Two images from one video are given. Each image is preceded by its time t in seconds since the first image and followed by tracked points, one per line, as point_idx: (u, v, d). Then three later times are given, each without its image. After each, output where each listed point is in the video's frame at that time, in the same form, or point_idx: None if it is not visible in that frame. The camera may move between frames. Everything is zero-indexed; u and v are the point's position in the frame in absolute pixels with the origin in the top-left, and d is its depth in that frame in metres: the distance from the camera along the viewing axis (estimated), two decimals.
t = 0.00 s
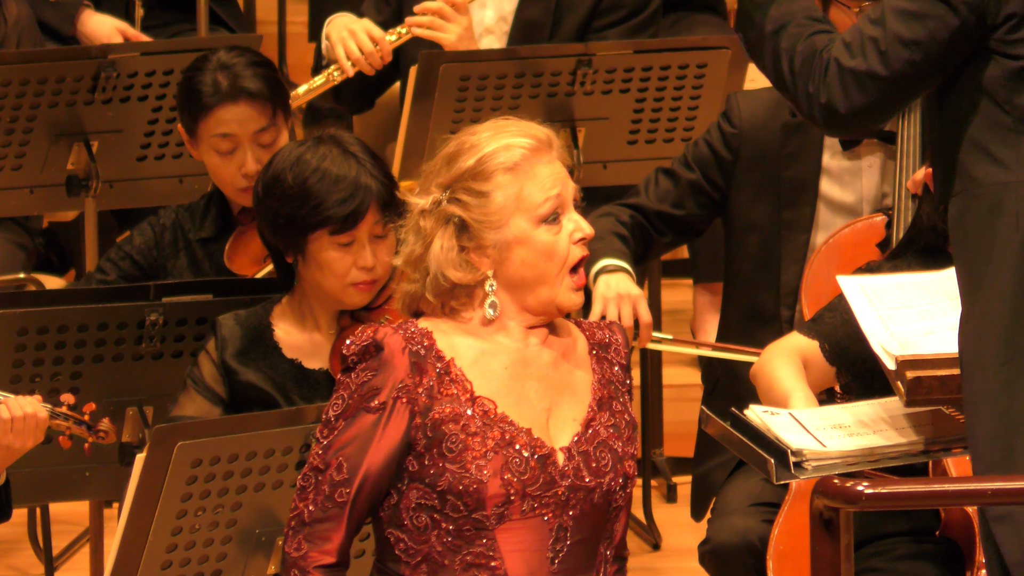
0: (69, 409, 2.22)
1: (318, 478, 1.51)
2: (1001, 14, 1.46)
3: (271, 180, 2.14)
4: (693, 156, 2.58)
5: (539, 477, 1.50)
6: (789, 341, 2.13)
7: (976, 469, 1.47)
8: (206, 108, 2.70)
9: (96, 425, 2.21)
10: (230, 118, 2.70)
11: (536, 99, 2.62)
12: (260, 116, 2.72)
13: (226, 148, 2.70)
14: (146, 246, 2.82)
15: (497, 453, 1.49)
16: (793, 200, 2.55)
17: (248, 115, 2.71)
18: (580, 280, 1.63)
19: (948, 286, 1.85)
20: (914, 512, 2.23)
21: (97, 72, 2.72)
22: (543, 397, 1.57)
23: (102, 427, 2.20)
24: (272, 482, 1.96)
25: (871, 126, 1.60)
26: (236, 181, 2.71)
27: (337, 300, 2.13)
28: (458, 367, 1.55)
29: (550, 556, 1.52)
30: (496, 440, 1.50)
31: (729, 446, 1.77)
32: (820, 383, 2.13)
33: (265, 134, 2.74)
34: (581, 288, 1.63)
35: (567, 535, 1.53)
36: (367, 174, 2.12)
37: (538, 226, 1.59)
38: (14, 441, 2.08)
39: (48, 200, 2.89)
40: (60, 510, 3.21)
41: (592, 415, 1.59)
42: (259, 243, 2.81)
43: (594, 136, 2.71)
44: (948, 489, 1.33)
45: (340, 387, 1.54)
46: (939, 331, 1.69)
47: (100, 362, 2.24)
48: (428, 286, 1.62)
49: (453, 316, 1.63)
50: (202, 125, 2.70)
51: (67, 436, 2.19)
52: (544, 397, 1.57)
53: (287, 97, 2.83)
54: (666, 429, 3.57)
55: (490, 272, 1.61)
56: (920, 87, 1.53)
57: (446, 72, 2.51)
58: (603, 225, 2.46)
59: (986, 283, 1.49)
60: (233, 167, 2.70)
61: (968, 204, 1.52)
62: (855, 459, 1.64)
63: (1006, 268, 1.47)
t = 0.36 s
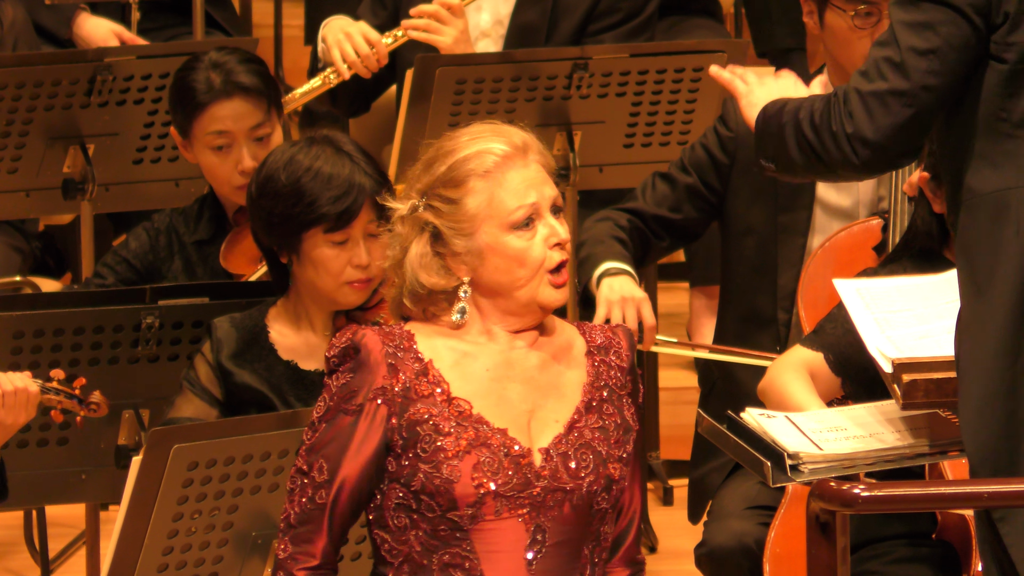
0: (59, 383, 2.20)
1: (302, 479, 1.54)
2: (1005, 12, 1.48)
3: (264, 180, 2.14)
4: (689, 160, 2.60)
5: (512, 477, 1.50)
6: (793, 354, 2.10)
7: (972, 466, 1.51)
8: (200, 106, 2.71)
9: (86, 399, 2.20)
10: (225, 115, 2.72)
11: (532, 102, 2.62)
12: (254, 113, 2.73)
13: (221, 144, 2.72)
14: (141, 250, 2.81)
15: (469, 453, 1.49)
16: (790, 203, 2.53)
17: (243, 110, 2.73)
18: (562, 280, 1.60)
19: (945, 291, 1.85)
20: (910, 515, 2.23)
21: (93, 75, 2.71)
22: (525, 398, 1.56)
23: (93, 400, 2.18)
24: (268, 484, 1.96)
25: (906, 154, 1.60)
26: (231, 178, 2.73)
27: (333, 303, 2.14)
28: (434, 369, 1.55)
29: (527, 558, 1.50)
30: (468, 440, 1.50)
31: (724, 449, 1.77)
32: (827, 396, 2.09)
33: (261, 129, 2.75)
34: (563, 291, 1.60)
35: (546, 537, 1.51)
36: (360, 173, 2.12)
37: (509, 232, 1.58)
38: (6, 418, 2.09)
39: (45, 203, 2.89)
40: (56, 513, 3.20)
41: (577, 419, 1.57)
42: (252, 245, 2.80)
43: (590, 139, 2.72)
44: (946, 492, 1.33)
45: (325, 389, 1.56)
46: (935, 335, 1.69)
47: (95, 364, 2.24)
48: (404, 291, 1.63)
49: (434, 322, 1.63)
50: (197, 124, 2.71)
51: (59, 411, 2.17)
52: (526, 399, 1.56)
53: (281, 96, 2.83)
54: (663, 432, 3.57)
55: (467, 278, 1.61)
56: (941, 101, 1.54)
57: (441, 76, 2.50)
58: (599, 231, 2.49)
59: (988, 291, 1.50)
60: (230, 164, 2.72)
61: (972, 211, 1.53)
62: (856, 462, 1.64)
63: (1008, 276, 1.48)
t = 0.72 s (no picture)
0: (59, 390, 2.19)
1: (285, 478, 1.56)
2: (1003, 10, 1.48)
3: (261, 181, 2.14)
4: (689, 164, 2.58)
5: (474, 477, 1.48)
6: (797, 365, 2.09)
7: (969, 467, 1.51)
8: (197, 108, 2.70)
9: (86, 406, 2.20)
10: (223, 117, 2.72)
11: (530, 103, 2.62)
12: (251, 116, 2.74)
13: (217, 147, 2.71)
14: (140, 253, 2.82)
15: (433, 450, 1.48)
16: (791, 206, 2.55)
17: (240, 114, 2.73)
18: (534, 281, 1.56)
19: (943, 292, 1.85)
20: (909, 517, 2.24)
21: (92, 77, 2.71)
22: (496, 398, 1.54)
23: (93, 406, 2.18)
24: (267, 486, 1.96)
25: (909, 152, 1.57)
26: (228, 181, 2.73)
27: (331, 306, 2.14)
28: (406, 368, 1.54)
29: (492, 559, 1.48)
30: (432, 438, 1.49)
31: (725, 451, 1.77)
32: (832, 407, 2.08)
33: (256, 132, 2.76)
34: (532, 291, 1.56)
35: (513, 538, 1.49)
36: (358, 175, 2.12)
37: (478, 233, 1.55)
38: (7, 424, 2.07)
39: (43, 205, 2.88)
40: (55, 514, 3.20)
41: (551, 421, 1.53)
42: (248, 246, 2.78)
43: (589, 140, 2.73)
44: (946, 494, 1.34)
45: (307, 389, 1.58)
46: (934, 336, 1.69)
47: (95, 366, 2.24)
48: (382, 286, 1.64)
49: (413, 320, 1.62)
50: (193, 126, 2.71)
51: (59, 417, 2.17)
52: (498, 399, 1.54)
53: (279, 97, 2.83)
54: (662, 434, 3.58)
55: (441, 274, 1.59)
56: (945, 101, 1.52)
57: (440, 77, 2.50)
58: (604, 240, 2.51)
59: (981, 290, 1.52)
60: (226, 167, 2.72)
61: (968, 212, 1.54)
62: (855, 464, 1.64)
63: (1002, 276, 1.49)
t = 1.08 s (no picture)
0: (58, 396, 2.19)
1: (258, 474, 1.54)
2: (997, 10, 1.48)
3: (265, 181, 2.14)
4: (689, 167, 2.59)
5: (426, 470, 1.45)
6: (794, 374, 2.07)
7: (970, 469, 1.50)
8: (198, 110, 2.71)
9: (86, 412, 2.19)
10: (223, 120, 2.72)
11: (529, 104, 2.62)
12: (253, 118, 2.73)
13: (218, 149, 2.71)
14: (139, 256, 2.83)
15: (389, 443, 1.46)
16: (791, 208, 2.55)
17: (241, 116, 2.73)
18: (495, 280, 1.54)
19: (942, 292, 1.85)
20: (908, 518, 2.24)
21: (90, 78, 2.71)
22: (458, 393, 1.51)
23: (92, 412, 2.18)
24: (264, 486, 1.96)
25: (905, 153, 1.58)
26: (229, 184, 2.72)
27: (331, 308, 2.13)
28: (372, 362, 1.53)
29: (445, 552, 1.46)
30: (388, 432, 1.47)
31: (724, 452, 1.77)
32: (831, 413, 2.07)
33: (258, 135, 2.75)
34: (495, 290, 1.54)
35: (466, 532, 1.46)
36: (360, 177, 2.12)
37: (439, 231, 1.53)
38: None
39: (41, 206, 2.88)
40: (54, 515, 3.20)
41: (512, 418, 1.50)
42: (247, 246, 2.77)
43: (588, 141, 2.73)
44: (944, 495, 1.33)
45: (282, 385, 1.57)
46: (933, 337, 1.69)
47: (93, 368, 2.24)
48: (354, 284, 1.63)
49: (385, 316, 1.60)
50: (194, 128, 2.71)
51: (58, 423, 2.16)
52: (460, 394, 1.51)
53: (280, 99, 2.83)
54: (662, 435, 3.58)
55: (412, 273, 1.58)
56: (940, 101, 1.52)
57: (439, 78, 2.50)
58: (606, 245, 2.53)
59: (977, 291, 1.51)
60: (226, 170, 2.71)
61: (964, 212, 1.54)
62: (852, 465, 1.64)
63: (999, 276, 1.49)
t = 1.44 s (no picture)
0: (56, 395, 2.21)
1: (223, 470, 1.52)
2: (991, 10, 1.48)
3: (265, 182, 2.13)
4: (687, 169, 2.60)
5: (357, 471, 1.41)
6: (788, 379, 2.07)
7: (964, 467, 1.51)
8: (196, 112, 2.71)
9: (83, 411, 2.21)
10: (221, 122, 2.72)
11: (526, 105, 2.62)
12: (250, 120, 2.74)
13: (215, 150, 2.71)
14: (135, 257, 2.82)
15: (324, 443, 1.43)
16: (789, 209, 2.55)
17: (239, 118, 2.73)
18: (442, 282, 1.49)
19: (939, 293, 1.86)
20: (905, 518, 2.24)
21: (87, 78, 2.71)
22: (403, 396, 1.47)
23: (90, 412, 2.20)
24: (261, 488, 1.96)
25: (904, 155, 1.58)
26: (226, 184, 2.71)
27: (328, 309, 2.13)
28: (321, 363, 1.50)
29: (375, 555, 1.41)
30: (326, 432, 1.44)
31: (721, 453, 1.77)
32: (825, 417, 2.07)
33: (255, 136, 2.76)
34: (440, 294, 1.49)
35: (396, 536, 1.41)
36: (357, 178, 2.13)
37: (384, 234, 1.50)
38: None
39: (38, 207, 2.88)
40: (50, 516, 3.20)
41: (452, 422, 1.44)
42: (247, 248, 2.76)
43: (585, 142, 2.73)
44: (938, 495, 1.33)
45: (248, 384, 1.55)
46: (929, 338, 1.69)
47: (90, 367, 2.24)
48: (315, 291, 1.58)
49: (340, 319, 1.56)
50: (192, 130, 2.71)
51: (56, 422, 2.18)
52: (405, 398, 1.47)
53: (277, 101, 2.83)
54: (659, 435, 3.59)
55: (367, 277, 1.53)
56: (937, 102, 1.53)
57: (436, 79, 2.51)
58: (605, 248, 2.54)
59: (970, 290, 1.52)
60: (224, 170, 2.71)
61: (958, 212, 1.54)
62: (849, 465, 1.64)
63: (993, 277, 1.50)
